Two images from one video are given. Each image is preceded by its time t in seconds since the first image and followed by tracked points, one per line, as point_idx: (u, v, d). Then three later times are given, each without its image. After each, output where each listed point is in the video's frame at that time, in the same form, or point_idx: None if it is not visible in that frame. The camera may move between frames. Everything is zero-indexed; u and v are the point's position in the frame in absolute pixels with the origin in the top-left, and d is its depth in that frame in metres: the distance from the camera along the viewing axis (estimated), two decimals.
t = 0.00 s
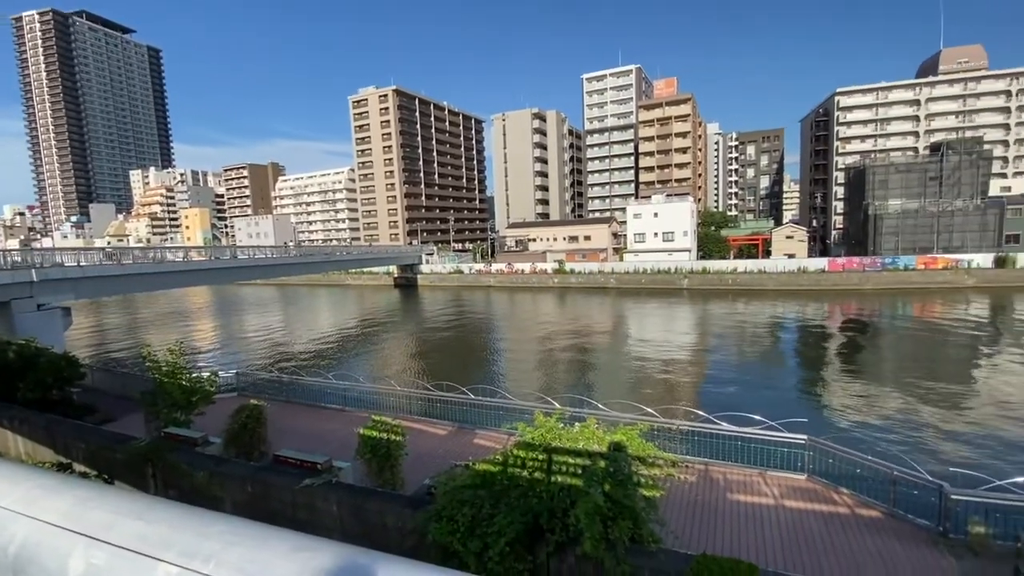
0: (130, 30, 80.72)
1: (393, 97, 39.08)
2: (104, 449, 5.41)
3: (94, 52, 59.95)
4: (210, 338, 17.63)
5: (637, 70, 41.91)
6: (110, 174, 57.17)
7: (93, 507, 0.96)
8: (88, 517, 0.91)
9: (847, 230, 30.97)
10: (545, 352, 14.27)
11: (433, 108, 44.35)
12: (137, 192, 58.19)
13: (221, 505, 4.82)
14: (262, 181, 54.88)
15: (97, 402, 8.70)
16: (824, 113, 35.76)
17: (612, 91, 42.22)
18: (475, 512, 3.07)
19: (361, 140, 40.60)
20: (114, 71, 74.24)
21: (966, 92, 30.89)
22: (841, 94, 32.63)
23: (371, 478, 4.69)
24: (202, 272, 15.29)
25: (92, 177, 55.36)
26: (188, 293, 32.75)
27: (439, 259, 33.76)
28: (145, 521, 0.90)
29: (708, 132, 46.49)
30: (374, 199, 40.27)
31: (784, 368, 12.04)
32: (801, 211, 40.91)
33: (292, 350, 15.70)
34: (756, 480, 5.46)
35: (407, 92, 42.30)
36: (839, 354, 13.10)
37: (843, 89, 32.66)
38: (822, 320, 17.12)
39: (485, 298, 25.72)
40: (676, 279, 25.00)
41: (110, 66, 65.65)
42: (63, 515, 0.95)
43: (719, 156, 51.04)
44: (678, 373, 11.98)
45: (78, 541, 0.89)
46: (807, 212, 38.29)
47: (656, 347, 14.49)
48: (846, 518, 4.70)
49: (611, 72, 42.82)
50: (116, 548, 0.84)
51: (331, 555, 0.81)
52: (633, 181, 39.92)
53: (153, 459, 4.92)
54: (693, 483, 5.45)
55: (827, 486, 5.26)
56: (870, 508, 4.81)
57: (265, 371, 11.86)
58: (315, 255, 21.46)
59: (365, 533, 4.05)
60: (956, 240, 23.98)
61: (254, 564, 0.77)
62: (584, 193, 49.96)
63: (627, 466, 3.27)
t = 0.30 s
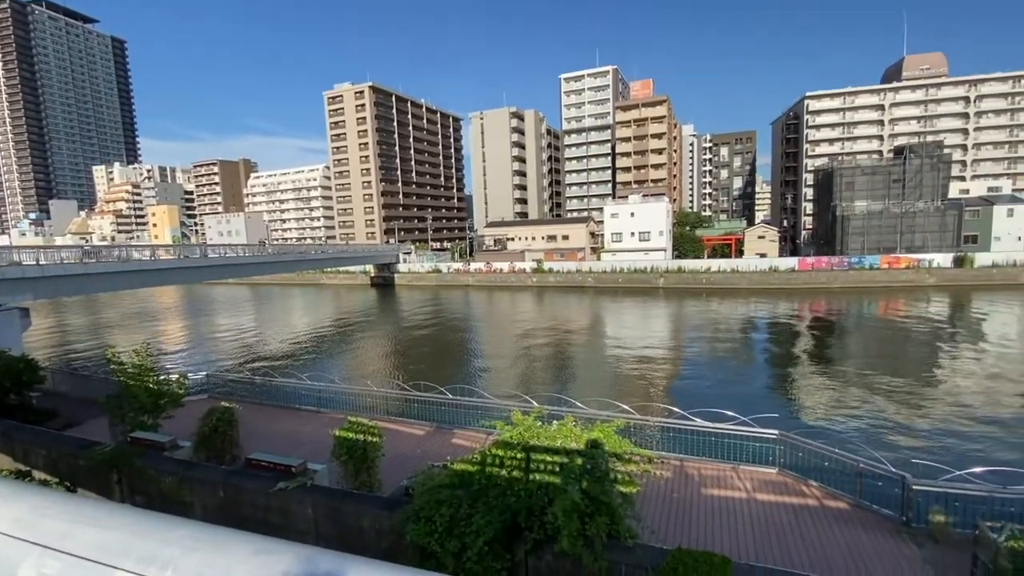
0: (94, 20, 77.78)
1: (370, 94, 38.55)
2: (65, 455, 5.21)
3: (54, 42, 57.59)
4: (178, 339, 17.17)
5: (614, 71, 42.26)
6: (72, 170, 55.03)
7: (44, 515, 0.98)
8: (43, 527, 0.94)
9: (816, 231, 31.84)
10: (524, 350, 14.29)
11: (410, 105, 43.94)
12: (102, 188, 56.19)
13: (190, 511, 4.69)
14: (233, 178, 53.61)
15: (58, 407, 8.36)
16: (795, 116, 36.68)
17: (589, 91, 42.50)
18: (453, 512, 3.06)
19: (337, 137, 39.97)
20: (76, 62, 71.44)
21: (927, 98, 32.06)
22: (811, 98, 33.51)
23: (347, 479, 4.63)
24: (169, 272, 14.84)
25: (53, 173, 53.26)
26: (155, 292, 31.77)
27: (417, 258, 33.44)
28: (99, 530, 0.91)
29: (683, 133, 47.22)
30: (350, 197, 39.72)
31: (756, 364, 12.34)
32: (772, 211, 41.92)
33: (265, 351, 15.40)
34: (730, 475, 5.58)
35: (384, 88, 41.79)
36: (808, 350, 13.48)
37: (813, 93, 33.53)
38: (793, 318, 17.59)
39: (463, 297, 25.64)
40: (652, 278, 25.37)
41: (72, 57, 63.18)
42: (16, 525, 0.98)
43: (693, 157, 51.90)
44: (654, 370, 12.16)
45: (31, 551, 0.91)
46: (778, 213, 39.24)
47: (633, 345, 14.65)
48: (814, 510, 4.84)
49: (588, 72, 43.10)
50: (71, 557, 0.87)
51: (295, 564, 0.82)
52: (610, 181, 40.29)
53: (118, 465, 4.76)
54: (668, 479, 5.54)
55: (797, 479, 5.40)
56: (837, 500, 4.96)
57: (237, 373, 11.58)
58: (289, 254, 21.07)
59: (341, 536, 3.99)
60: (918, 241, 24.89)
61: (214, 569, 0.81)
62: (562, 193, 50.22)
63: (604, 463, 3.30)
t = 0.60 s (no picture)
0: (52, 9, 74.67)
1: (344, 90, 37.96)
2: (22, 463, 4.99)
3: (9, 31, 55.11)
4: (143, 340, 16.66)
5: (590, 72, 42.59)
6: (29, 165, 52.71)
7: None
8: None
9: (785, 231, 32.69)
10: (501, 350, 14.29)
11: (385, 102, 43.47)
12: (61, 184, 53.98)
13: (157, 519, 4.55)
14: (202, 174, 52.17)
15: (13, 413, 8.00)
16: (765, 119, 37.58)
17: (566, 92, 42.76)
18: (430, 512, 3.04)
19: (310, 134, 39.25)
20: (33, 52, 68.48)
21: (889, 103, 33.20)
22: (780, 101, 34.38)
23: (321, 483, 4.54)
24: (135, 271, 14.40)
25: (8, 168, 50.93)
26: (120, 293, 30.73)
27: (393, 258, 33.09)
28: (55, 539, 0.89)
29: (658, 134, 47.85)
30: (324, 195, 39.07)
31: (728, 361, 12.62)
32: (743, 212, 42.87)
33: (236, 352, 15.03)
34: (703, 470, 5.67)
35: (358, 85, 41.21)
36: (777, 347, 13.85)
37: (783, 96, 34.40)
38: (763, 316, 18.03)
39: (440, 297, 25.51)
40: (628, 277, 25.66)
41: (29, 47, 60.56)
42: None
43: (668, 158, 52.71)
44: (630, 368, 12.31)
45: None
46: (749, 213, 40.16)
47: (610, 343, 14.77)
48: (784, 502, 4.97)
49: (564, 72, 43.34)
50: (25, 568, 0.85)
51: (260, 566, 0.82)
52: (586, 181, 40.59)
53: (80, 472, 4.58)
54: (643, 474, 5.61)
55: (767, 472, 5.53)
56: (806, 492, 5.10)
57: (207, 376, 11.29)
58: (260, 253, 20.57)
59: (315, 540, 3.92)
60: (880, 240, 25.76)
61: None
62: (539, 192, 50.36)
63: (581, 461, 3.32)
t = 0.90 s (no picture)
0: None
1: (316, 87, 37.28)
2: None
3: None
4: (104, 343, 16.06)
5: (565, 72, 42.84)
6: None
7: None
8: None
9: (755, 231, 33.49)
10: (478, 349, 14.27)
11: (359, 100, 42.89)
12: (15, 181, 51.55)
13: (120, 529, 4.38)
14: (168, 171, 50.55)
15: None
16: (735, 122, 38.42)
17: (541, 92, 42.93)
18: (406, 514, 3.02)
19: (281, 131, 38.42)
20: None
21: (852, 107, 34.34)
22: (750, 104, 35.21)
23: (293, 487, 4.45)
24: (97, 272, 13.92)
25: None
26: (79, 294, 29.56)
27: (367, 258, 32.65)
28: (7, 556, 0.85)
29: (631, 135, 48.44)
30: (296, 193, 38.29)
31: (701, 358, 12.87)
32: (715, 212, 43.77)
33: (204, 355, 14.61)
34: (676, 465, 5.77)
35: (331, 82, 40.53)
36: (748, 344, 14.19)
37: (752, 99, 35.23)
38: (735, 313, 18.43)
39: (415, 297, 25.30)
40: (603, 276, 25.91)
41: None
42: None
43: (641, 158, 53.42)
44: (606, 365, 12.45)
45: None
46: (720, 213, 41.03)
47: (586, 342, 14.91)
48: (754, 495, 5.09)
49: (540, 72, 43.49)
50: None
51: None
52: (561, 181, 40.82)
53: (37, 482, 4.39)
54: (618, 471, 5.67)
55: (738, 466, 5.66)
56: (774, 485, 5.25)
57: (173, 379, 10.95)
58: (228, 253, 20.04)
59: (287, 546, 3.85)
60: (845, 240, 26.62)
61: None
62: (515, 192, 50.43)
63: (557, 459, 3.34)
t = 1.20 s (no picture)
0: None
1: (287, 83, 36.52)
2: None
3: None
4: (64, 347, 15.45)
5: (540, 73, 43.03)
6: None
7: None
8: None
9: (725, 231, 34.24)
10: (454, 349, 14.21)
11: (331, 97, 42.20)
12: None
13: (79, 542, 4.21)
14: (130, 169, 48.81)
15: None
16: (706, 124, 39.21)
17: (516, 92, 42.99)
18: (379, 518, 2.99)
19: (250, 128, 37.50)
20: None
21: (817, 111, 35.43)
22: (720, 107, 35.98)
23: (263, 494, 4.35)
24: (54, 274, 13.36)
25: None
26: (35, 296, 28.32)
27: (340, 258, 32.14)
28: None
29: (605, 136, 48.93)
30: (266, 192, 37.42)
31: (674, 355, 13.11)
32: (687, 212, 44.56)
33: (171, 359, 14.16)
34: (650, 462, 5.86)
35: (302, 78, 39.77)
36: (719, 341, 14.48)
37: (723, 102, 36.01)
38: (706, 311, 18.81)
39: (390, 297, 25.02)
40: (578, 275, 26.13)
41: None
42: None
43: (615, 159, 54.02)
44: (582, 364, 12.55)
45: None
46: (692, 214, 41.81)
47: (562, 341, 14.99)
48: (725, 489, 5.21)
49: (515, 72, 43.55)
50: None
51: None
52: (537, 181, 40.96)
53: None
54: (594, 469, 5.73)
55: (710, 462, 5.77)
56: (745, 479, 5.38)
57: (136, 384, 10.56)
58: (195, 253, 19.44)
59: (257, 554, 3.77)
60: (811, 240, 27.44)
61: None
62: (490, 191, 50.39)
63: (532, 459, 3.34)
